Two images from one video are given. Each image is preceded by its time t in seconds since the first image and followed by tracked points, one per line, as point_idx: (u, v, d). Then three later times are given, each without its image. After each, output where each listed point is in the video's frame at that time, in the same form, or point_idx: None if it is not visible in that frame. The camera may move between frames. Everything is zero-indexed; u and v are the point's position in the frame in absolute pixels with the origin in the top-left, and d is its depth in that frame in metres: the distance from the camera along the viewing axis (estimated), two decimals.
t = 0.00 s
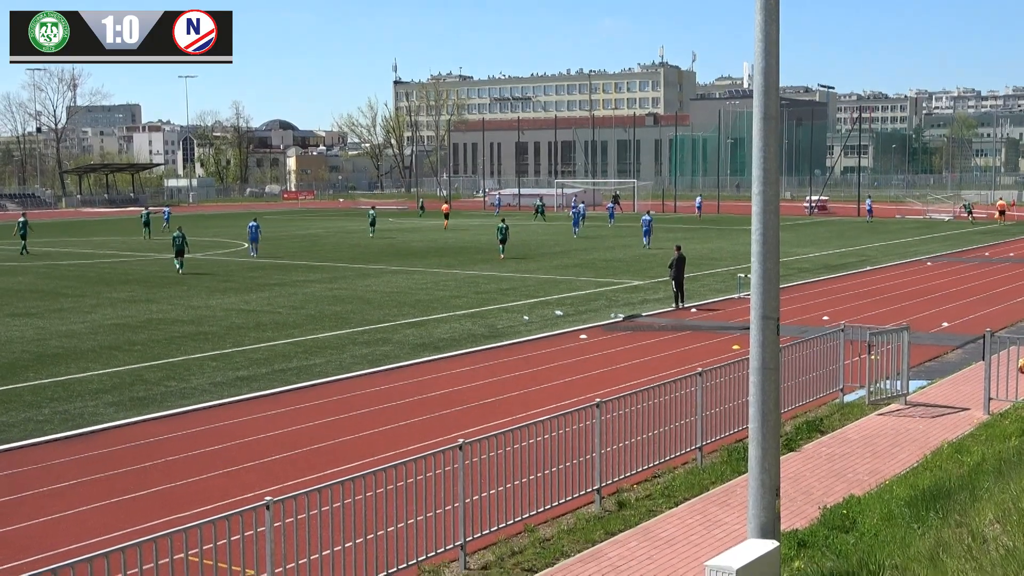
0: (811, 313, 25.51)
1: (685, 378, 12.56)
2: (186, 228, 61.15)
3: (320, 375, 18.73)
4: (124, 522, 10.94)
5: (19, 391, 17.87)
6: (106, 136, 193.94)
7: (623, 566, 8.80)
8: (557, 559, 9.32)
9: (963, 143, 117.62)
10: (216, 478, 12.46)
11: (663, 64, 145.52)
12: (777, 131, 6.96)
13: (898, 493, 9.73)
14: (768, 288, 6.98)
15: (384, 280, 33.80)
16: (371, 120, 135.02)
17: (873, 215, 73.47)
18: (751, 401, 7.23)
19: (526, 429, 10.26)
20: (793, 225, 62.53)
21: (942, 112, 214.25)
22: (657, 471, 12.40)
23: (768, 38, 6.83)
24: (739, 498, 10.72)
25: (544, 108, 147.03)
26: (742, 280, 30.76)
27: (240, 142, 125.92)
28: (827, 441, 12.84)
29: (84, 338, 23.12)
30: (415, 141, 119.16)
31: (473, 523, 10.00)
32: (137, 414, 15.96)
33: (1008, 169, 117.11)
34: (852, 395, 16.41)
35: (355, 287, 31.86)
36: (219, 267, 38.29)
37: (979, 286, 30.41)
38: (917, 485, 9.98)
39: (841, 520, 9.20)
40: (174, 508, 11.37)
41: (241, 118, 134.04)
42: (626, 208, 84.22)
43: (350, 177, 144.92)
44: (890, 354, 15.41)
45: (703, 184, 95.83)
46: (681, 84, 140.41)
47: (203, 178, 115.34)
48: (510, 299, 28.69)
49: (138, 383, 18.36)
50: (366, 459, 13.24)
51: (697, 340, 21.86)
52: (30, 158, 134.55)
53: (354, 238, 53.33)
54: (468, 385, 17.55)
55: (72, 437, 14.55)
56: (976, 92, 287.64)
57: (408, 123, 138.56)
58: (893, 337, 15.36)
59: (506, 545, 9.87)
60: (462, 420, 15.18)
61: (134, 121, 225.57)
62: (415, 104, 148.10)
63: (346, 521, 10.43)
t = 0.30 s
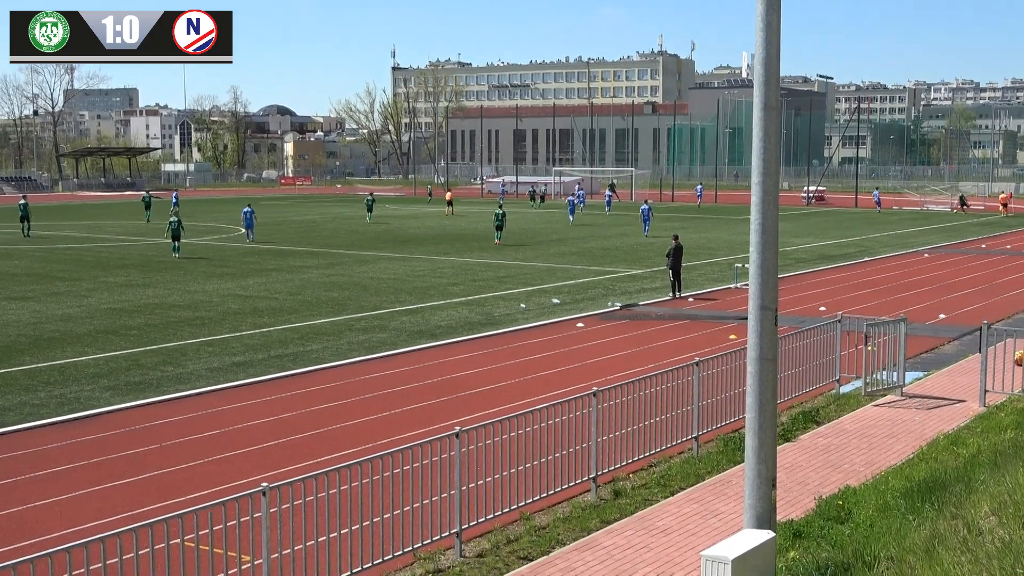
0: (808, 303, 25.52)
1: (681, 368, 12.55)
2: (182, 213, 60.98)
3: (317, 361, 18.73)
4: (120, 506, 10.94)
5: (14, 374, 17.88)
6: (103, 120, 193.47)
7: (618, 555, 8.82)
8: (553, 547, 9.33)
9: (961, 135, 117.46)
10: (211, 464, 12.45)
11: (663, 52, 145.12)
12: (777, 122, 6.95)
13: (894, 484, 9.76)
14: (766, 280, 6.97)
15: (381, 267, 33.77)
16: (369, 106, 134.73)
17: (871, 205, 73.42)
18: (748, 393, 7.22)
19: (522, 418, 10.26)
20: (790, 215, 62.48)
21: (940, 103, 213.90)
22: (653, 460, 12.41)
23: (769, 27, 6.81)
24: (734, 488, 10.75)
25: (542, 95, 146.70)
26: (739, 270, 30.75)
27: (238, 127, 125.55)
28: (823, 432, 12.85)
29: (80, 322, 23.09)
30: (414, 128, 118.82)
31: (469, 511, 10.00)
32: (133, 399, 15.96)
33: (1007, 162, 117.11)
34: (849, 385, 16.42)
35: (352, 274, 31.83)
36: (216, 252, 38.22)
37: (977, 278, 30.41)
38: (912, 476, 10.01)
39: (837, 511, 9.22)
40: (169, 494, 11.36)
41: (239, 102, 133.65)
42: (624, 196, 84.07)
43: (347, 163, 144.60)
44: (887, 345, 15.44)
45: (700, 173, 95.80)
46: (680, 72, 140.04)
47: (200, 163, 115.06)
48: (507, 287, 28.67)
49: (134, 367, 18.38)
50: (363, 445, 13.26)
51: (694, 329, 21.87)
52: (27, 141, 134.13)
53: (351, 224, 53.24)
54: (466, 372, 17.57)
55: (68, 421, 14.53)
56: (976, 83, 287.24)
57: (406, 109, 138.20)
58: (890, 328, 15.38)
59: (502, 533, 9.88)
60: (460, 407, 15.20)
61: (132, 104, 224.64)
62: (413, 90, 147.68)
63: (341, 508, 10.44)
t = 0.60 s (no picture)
0: (808, 301, 25.50)
1: (680, 366, 12.55)
2: (182, 208, 60.85)
3: (317, 357, 18.73)
4: (118, 501, 10.94)
5: (14, 369, 17.89)
6: (103, 114, 193.48)
7: (617, 551, 8.81)
8: (552, 544, 9.33)
9: (962, 133, 117.43)
10: (210, 460, 12.44)
11: (663, 49, 145.03)
12: (779, 120, 6.93)
13: (893, 482, 9.75)
14: (765, 278, 6.98)
15: (381, 263, 33.72)
16: (369, 101, 134.80)
17: (871, 203, 73.44)
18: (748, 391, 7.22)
19: (521, 414, 10.26)
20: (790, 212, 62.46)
21: (941, 102, 213.77)
22: (653, 457, 12.41)
23: (770, 25, 6.80)
24: (733, 486, 10.75)
25: (543, 92, 146.66)
26: (738, 267, 30.73)
27: (239, 122, 125.43)
28: (822, 430, 12.85)
29: (80, 317, 23.05)
30: (414, 124, 118.70)
31: (468, 508, 9.98)
32: (133, 394, 15.95)
33: (1007, 160, 117.13)
34: (848, 382, 16.43)
35: (352, 270, 31.79)
36: (215, 248, 38.16)
37: (977, 277, 30.37)
38: (911, 474, 10.01)
39: (836, 508, 9.23)
40: (168, 490, 11.35)
41: (239, 98, 133.58)
42: (625, 193, 84.03)
43: (347, 158, 144.57)
44: (887, 342, 15.46)
45: (700, 170, 95.83)
46: (680, 69, 139.99)
47: (200, 159, 115.00)
48: (506, 284, 28.63)
49: (134, 362, 18.38)
50: (364, 441, 13.28)
51: (694, 327, 21.84)
52: (27, 135, 134.09)
53: (351, 219, 53.17)
54: (466, 369, 17.59)
55: (68, 416, 14.54)
56: (977, 82, 287.33)
57: (407, 105, 138.16)
58: (890, 326, 15.39)
59: (501, 530, 9.87)
60: (461, 403, 15.23)
61: (132, 100, 224.26)
62: (414, 86, 147.58)
63: (340, 503, 10.44)
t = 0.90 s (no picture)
0: (807, 302, 25.52)
1: (679, 366, 12.54)
2: (182, 208, 60.80)
3: (317, 357, 18.72)
4: (117, 501, 10.93)
5: (14, 368, 17.88)
6: (103, 114, 193.48)
7: (617, 552, 8.80)
8: (551, 545, 9.34)
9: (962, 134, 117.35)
10: (209, 460, 12.43)
11: (663, 50, 144.95)
12: (779, 120, 6.93)
13: (892, 484, 9.75)
14: (765, 280, 6.97)
15: (381, 263, 33.72)
16: (369, 102, 134.80)
17: (871, 205, 73.45)
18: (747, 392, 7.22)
19: (520, 415, 10.26)
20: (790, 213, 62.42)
21: (942, 103, 213.73)
22: (652, 457, 12.41)
23: (771, 25, 6.80)
24: (733, 487, 10.74)
25: (543, 92, 146.54)
26: (739, 268, 30.72)
27: (239, 122, 125.38)
28: (822, 431, 12.84)
29: (80, 317, 23.05)
30: (414, 124, 118.74)
31: (468, 508, 9.98)
32: (132, 394, 15.96)
33: (1007, 161, 117.16)
34: (847, 383, 16.42)
35: (352, 270, 31.78)
36: (215, 248, 38.15)
37: (977, 278, 30.37)
38: (910, 476, 9.99)
39: (835, 509, 9.22)
40: (167, 489, 11.35)
41: (240, 98, 133.57)
42: (625, 193, 84.01)
43: (347, 159, 144.54)
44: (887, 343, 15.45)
45: (701, 170, 95.84)
46: (681, 70, 139.94)
47: (201, 159, 114.99)
48: (506, 284, 28.63)
49: (133, 362, 18.37)
50: (364, 441, 13.27)
51: (694, 328, 21.84)
52: (27, 135, 134.06)
53: (351, 219, 53.13)
54: (467, 368, 17.60)
55: (68, 415, 14.54)
56: (977, 83, 287.33)
57: (407, 105, 138.14)
58: (890, 328, 15.38)
59: (501, 530, 9.87)
60: (460, 403, 15.21)
61: (132, 100, 224.25)
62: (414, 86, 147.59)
63: (339, 504, 10.44)
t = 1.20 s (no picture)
0: (807, 302, 25.53)
1: (680, 367, 12.54)
2: (182, 209, 60.80)
3: (316, 358, 18.72)
4: (117, 502, 10.92)
5: (14, 369, 17.89)
6: (103, 115, 193.55)
7: (615, 553, 8.80)
8: (550, 546, 9.34)
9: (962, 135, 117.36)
10: (207, 462, 12.42)
11: (663, 51, 144.95)
12: (777, 122, 6.93)
13: (892, 485, 9.74)
14: (765, 281, 6.97)
15: (381, 264, 33.74)
16: (369, 103, 134.79)
17: (871, 206, 73.46)
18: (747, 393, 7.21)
19: (520, 416, 10.25)
20: (790, 215, 62.43)
21: (942, 103, 213.76)
22: (651, 458, 12.42)
23: (769, 25, 6.80)
24: (732, 487, 10.75)
25: (543, 93, 146.48)
26: (738, 269, 30.72)
27: (238, 123, 125.34)
28: (822, 432, 12.85)
29: (79, 318, 23.06)
30: (414, 125, 118.78)
31: (467, 509, 9.98)
32: (132, 395, 15.95)
33: (1007, 163, 117.24)
34: (847, 384, 16.43)
35: (351, 271, 31.79)
36: (215, 248, 38.17)
37: (977, 279, 30.37)
38: (909, 476, 10.00)
39: (835, 510, 9.21)
40: (166, 491, 11.34)
41: (239, 99, 133.58)
42: (624, 194, 84.06)
43: (347, 160, 144.58)
44: (887, 344, 15.44)
45: (700, 171, 95.88)
46: (681, 71, 139.93)
47: (200, 159, 114.99)
48: (505, 285, 28.65)
49: (133, 363, 18.37)
50: (363, 442, 13.27)
51: (694, 328, 21.84)
52: (27, 136, 134.14)
53: (351, 221, 53.14)
54: (466, 370, 17.59)
55: (69, 416, 14.55)
56: (976, 84, 287.39)
57: (406, 106, 138.14)
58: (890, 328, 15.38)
59: (500, 531, 9.87)
60: (459, 404, 15.21)
61: (132, 101, 224.24)
62: (414, 87, 147.63)
63: (339, 505, 10.45)
